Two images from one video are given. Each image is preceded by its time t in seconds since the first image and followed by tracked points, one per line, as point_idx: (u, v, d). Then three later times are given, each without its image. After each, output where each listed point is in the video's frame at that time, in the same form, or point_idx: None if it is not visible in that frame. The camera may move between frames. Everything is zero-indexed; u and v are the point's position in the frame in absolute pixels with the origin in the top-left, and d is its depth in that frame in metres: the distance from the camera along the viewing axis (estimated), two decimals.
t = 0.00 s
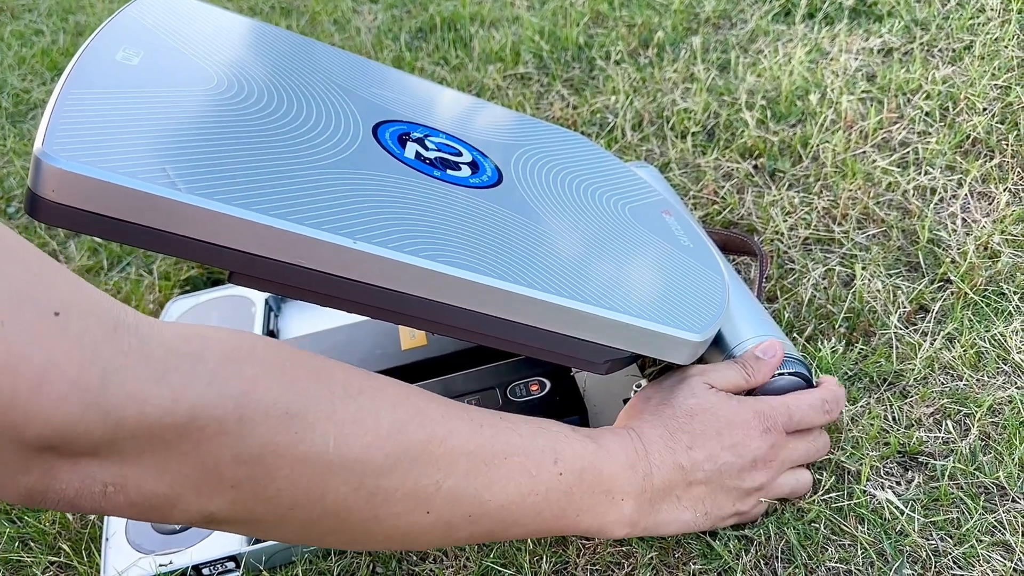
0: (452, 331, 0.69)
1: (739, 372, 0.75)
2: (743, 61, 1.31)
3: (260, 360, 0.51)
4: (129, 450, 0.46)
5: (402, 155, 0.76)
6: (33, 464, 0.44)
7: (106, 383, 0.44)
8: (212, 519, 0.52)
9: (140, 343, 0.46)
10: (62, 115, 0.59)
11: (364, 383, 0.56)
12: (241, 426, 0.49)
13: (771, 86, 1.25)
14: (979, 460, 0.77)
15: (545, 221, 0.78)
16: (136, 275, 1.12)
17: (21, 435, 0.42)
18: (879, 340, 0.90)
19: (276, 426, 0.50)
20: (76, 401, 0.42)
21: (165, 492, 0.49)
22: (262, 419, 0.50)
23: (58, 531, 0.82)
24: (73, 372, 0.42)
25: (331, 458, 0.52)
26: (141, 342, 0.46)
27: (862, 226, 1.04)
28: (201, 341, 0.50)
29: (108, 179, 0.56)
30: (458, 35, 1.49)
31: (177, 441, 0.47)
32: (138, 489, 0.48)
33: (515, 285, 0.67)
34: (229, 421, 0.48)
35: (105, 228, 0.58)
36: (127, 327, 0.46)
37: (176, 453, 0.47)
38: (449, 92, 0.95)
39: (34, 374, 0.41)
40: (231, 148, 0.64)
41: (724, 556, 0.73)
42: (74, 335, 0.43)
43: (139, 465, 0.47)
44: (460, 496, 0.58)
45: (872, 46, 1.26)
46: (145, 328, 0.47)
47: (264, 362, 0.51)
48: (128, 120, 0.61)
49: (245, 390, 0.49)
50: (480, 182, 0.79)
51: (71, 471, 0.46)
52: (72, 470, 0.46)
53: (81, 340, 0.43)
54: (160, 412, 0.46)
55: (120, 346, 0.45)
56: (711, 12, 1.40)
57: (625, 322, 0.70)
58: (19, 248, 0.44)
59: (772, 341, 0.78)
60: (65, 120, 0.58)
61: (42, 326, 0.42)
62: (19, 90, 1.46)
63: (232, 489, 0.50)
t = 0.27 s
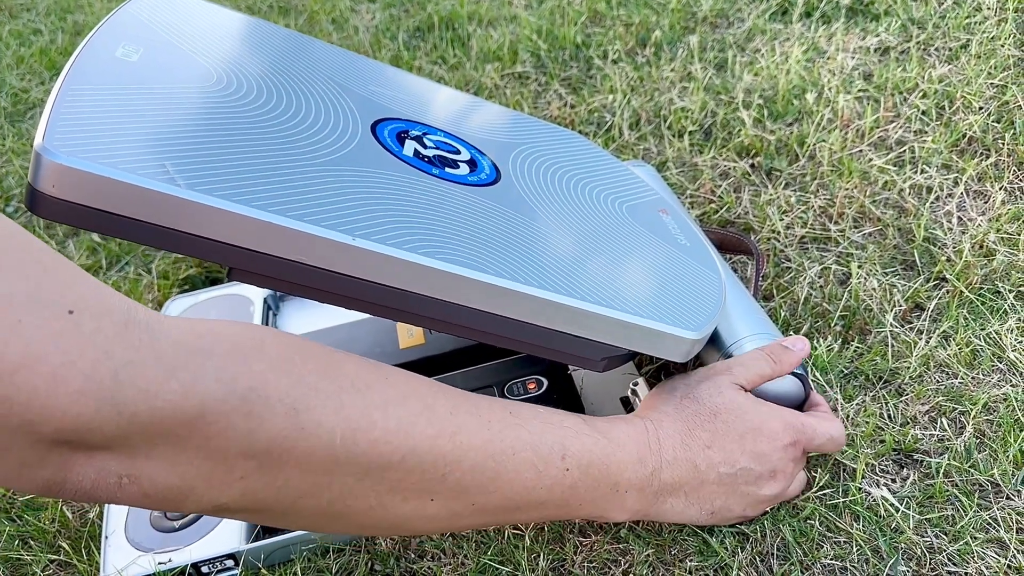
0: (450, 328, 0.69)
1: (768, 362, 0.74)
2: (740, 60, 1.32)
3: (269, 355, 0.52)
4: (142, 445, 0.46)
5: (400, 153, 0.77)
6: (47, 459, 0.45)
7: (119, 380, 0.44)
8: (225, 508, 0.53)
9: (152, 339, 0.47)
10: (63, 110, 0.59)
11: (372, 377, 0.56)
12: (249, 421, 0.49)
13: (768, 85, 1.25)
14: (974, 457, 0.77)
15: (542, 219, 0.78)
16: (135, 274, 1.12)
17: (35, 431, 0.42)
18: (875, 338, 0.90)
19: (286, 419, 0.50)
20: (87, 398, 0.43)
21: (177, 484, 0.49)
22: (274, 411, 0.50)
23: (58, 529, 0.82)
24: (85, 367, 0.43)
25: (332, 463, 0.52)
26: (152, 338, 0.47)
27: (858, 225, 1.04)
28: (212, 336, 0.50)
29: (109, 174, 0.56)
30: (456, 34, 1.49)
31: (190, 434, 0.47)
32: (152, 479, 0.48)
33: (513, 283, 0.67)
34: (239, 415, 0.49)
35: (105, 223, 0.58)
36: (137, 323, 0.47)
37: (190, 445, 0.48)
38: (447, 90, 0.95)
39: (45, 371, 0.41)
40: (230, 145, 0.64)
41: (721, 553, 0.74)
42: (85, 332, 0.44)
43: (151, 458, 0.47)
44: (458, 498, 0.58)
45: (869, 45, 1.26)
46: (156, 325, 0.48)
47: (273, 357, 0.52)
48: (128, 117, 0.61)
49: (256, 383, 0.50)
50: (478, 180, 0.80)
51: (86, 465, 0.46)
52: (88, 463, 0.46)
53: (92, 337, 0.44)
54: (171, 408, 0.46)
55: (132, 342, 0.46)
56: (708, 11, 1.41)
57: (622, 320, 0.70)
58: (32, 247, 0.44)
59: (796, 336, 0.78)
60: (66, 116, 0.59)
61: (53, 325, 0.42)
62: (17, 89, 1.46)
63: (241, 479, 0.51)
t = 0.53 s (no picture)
0: (450, 325, 0.69)
1: (738, 373, 0.76)
2: (740, 57, 1.32)
3: (252, 384, 0.52)
4: (123, 478, 0.46)
5: (401, 151, 0.77)
6: (26, 492, 0.44)
7: (99, 412, 0.44)
8: (207, 539, 0.53)
9: (133, 371, 0.46)
10: (63, 109, 0.59)
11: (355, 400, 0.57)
12: (235, 450, 0.49)
13: (768, 82, 1.25)
14: (974, 454, 0.77)
15: (543, 216, 0.78)
16: (135, 272, 1.12)
17: (14, 463, 0.42)
18: (875, 335, 0.90)
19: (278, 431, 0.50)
20: (68, 430, 0.43)
21: (159, 515, 0.49)
22: (255, 443, 0.50)
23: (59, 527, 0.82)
24: (65, 400, 0.43)
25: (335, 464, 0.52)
26: (134, 369, 0.47)
27: (858, 222, 1.04)
28: (194, 365, 0.50)
29: (110, 173, 0.56)
30: (456, 32, 1.50)
31: (170, 467, 0.47)
32: (131, 512, 0.48)
33: (514, 280, 0.67)
34: (222, 445, 0.49)
35: (106, 221, 0.58)
36: (119, 354, 0.46)
37: (169, 477, 0.48)
38: (447, 88, 0.95)
39: (25, 404, 0.41)
40: (230, 143, 0.64)
41: (721, 550, 0.74)
42: (67, 364, 0.44)
43: (132, 490, 0.47)
44: (461, 497, 0.58)
45: (869, 43, 1.26)
46: (139, 356, 0.48)
47: (257, 386, 0.52)
48: (128, 115, 0.61)
49: (237, 415, 0.50)
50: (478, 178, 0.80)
51: (63, 498, 0.46)
52: (65, 497, 0.46)
53: (74, 369, 0.44)
54: (153, 440, 0.46)
55: (113, 374, 0.45)
56: (708, 8, 1.41)
57: (623, 317, 0.70)
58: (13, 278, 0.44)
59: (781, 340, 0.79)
60: (66, 114, 0.59)
61: (35, 356, 0.42)
62: (17, 87, 1.46)
63: (226, 511, 0.51)
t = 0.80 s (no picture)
0: (452, 321, 0.69)
1: (772, 356, 0.75)
2: (741, 56, 1.31)
3: (277, 357, 0.52)
4: (153, 449, 0.46)
5: (403, 147, 0.77)
6: (58, 461, 0.45)
7: (128, 382, 0.44)
8: (234, 511, 0.52)
9: (162, 339, 0.47)
10: (65, 101, 0.59)
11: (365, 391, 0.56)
12: (259, 422, 0.49)
13: (768, 81, 1.25)
14: (976, 452, 0.77)
15: (545, 212, 0.78)
16: (136, 270, 1.12)
17: (45, 433, 0.42)
18: (877, 333, 0.90)
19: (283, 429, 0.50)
20: (99, 398, 0.43)
21: (187, 487, 0.49)
22: (282, 415, 0.50)
23: (60, 525, 0.82)
24: (95, 369, 0.43)
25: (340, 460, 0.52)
26: (163, 339, 0.47)
27: (859, 220, 1.04)
28: (221, 339, 0.50)
29: (113, 165, 0.56)
30: (456, 30, 1.49)
31: (200, 438, 0.47)
32: (160, 484, 0.48)
33: (517, 276, 0.67)
34: (248, 417, 0.48)
35: (109, 213, 0.58)
36: (148, 325, 0.47)
37: (199, 450, 0.48)
38: (449, 85, 0.95)
39: (57, 372, 0.42)
40: (234, 137, 0.64)
41: (723, 547, 0.74)
42: (97, 334, 0.44)
43: (160, 461, 0.47)
44: (465, 494, 0.58)
45: (869, 41, 1.26)
46: (167, 328, 0.48)
47: (282, 360, 0.52)
48: (132, 107, 0.61)
49: (264, 387, 0.49)
50: (480, 174, 0.80)
51: (95, 469, 0.46)
52: (98, 468, 0.46)
53: (102, 340, 0.44)
54: (181, 411, 0.46)
55: (142, 344, 0.46)
56: (708, 7, 1.41)
57: (626, 313, 0.70)
58: (41, 253, 0.45)
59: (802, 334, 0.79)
60: (70, 107, 0.59)
61: (64, 327, 0.43)
62: (17, 86, 1.46)
63: (253, 483, 0.50)
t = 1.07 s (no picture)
0: (453, 319, 0.69)
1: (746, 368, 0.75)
2: (742, 54, 1.31)
3: (260, 380, 0.51)
4: (131, 478, 0.46)
5: (404, 145, 0.76)
6: (33, 490, 0.44)
7: (106, 410, 0.44)
8: (215, 536, 0.52)
9: (141, 367, 0.46)
10: (65, 98, 0.59)
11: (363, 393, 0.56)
12: (241, 447, 0.49)
13: (770, 79, 1.25)
14: (978, 451, 0.77)
15: (545, 211, 0.78)
16: (135, 269, 1.12)
17: (20, 461, 0.42)
18: (878, 332, 0.90)
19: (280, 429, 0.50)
20: (76, 427, 0.43)
21: (166, 513, 0.49)
22: (264, 438, 0.49)
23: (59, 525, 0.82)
24: (72, 397, 0.43)
25: (339, 460, 0.52)
26: (142, 366, 0.46)
27: (861, 219, 1.04)
28: (203, 363, 0.50)
29: (113, 163, 0.56)
30: (457, 28, 1.49)
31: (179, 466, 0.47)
32: (139, 510, 0.48)
33: (518, 275, 0.67)
34: (230, 443, 0.48)
35: (108, 211, 0.58)
36: (127, 352, 0.46)
37: (179, 475, 0.47)
38: (450, 83, 0.95)
39: (34, 400, 0.41)
40: (234, 135, 0.64)
41: (724, 547, 0.74)
42: (75, 361, 0.44)
43: (139, 487, 0.47)
44: (464, 494, 0.58)
45: (870, 40, 1.26)
46: (147, 353, 0.47)
47: (264, 381, 0.51)
48: (131, 104, 0.61)
49: (246, 410, 0.49)
50: (481, 172, 0.79)
51: (72, 497, 0.46)
52: (73, 497, 0.46)
53: (81, 366, 0.44)
54: (160, 438, 0.46)
55: (121, 372, 0.45)
56: (709, 5, 1.40)
57: (627, 312, 0.70)
58: (20, 278, 0.44)
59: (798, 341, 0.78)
60: (70, 104, 0.58)
61: (42, 353, 0.42)
62: (17, 84, 1.45)
63: (234, 507, 0.50)
